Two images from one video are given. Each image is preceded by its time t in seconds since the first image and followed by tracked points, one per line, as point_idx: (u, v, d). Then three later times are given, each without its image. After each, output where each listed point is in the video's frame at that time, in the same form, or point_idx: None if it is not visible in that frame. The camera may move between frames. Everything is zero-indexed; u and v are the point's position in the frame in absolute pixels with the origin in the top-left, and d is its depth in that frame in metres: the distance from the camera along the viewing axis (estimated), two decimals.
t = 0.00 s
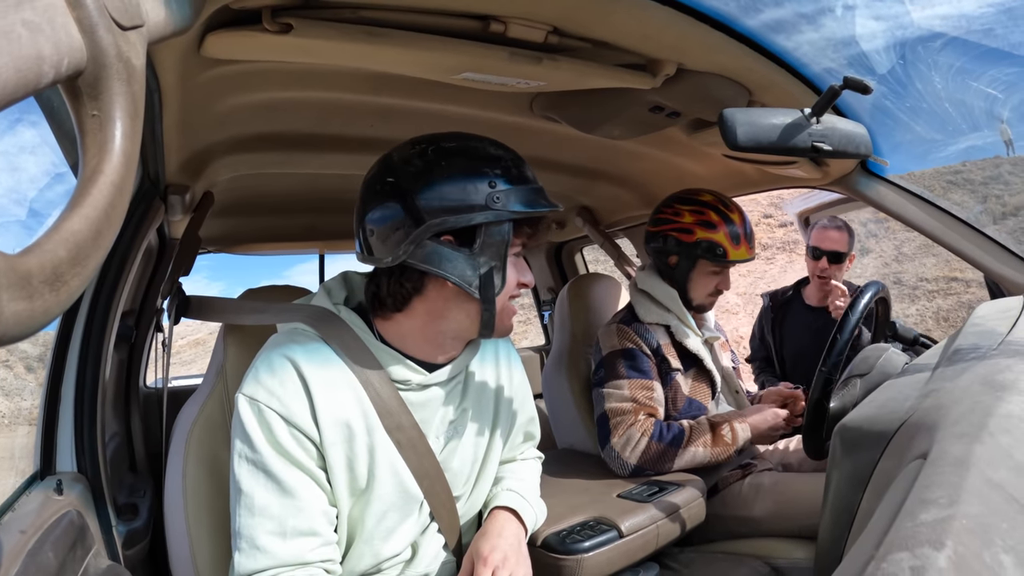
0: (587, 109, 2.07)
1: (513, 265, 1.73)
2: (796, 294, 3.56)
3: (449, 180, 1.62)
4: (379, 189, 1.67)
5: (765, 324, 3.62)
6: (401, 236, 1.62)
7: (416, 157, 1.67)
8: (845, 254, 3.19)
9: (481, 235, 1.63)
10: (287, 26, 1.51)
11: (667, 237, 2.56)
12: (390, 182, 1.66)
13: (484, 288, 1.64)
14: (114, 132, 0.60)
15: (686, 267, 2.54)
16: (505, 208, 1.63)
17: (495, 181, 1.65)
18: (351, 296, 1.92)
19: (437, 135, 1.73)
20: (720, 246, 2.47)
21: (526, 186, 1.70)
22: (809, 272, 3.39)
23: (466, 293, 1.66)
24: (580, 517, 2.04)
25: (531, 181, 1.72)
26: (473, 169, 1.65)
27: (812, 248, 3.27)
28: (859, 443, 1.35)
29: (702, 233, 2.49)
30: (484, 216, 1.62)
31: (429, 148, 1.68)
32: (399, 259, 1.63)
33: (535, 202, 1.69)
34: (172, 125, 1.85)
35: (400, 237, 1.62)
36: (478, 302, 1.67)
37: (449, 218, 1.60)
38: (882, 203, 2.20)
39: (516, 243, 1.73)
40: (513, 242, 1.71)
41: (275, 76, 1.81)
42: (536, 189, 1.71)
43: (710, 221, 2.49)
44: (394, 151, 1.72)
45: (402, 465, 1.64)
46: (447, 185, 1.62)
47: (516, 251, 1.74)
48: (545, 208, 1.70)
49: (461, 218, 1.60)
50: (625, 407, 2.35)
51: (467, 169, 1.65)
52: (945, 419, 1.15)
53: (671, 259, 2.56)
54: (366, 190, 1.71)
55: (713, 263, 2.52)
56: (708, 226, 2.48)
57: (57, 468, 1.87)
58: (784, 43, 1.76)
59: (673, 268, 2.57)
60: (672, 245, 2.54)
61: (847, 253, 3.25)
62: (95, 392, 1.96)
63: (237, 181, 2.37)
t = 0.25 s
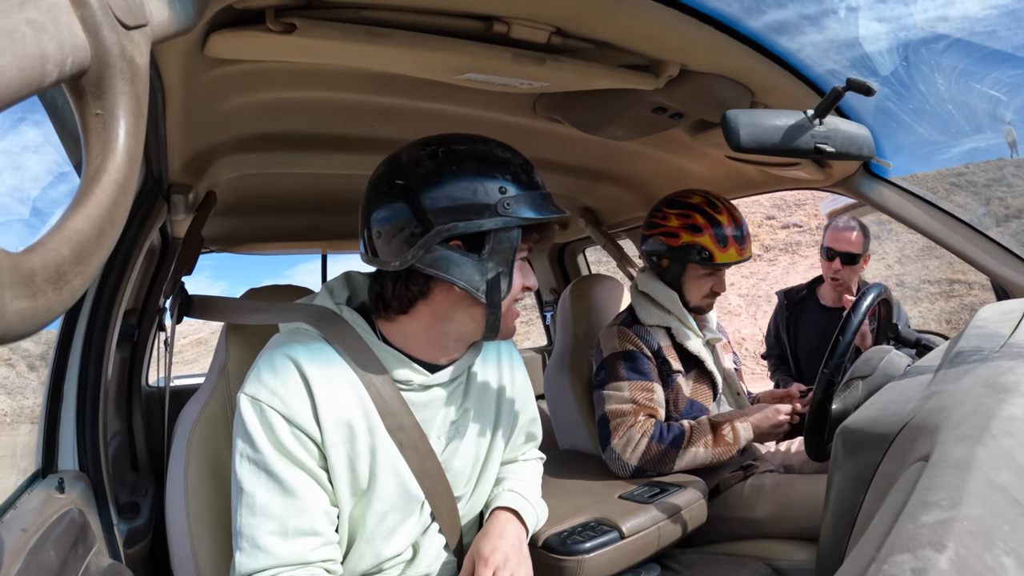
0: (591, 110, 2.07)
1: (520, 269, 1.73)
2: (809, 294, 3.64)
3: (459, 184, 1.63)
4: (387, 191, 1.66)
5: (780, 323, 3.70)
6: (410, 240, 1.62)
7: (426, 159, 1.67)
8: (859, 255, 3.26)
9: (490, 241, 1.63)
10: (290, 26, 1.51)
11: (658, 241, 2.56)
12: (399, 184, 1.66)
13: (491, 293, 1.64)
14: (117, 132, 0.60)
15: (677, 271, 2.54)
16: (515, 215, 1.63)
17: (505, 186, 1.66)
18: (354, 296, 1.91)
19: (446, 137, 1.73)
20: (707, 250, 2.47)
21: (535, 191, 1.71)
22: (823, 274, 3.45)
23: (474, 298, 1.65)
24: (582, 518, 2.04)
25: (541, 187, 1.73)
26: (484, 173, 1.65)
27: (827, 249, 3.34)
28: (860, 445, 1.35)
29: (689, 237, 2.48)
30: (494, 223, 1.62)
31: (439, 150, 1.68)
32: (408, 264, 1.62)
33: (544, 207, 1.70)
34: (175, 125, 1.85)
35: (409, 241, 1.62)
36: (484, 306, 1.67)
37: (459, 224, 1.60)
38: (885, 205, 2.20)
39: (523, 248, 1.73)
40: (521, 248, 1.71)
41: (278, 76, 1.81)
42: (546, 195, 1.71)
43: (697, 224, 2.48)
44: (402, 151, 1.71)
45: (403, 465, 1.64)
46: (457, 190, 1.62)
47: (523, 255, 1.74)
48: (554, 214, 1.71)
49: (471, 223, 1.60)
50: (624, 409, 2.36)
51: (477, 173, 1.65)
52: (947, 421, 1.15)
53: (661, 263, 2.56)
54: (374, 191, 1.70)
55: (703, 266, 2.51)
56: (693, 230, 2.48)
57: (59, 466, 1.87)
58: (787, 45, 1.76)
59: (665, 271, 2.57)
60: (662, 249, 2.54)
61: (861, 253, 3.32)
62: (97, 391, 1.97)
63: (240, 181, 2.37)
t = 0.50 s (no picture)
0: (593, 111, 2.07)
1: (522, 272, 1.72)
2: (813, 295, 3.69)
3: (463, 185, 1.63)
4: (390, 191, 1.66)
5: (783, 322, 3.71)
6: (413, 240, 1.62)
7: (430, 159, 1.67)
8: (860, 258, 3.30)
9: (493, 242, 1.63)
10: (293, 26, 1.51)
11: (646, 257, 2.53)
12: (402, 184, 1.65)
13: (493, 293, 1.64)
14: (120, 131, 0.61)
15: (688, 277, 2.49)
16: (519, 216, 1.64)
17: (509, 187, 1.66)
18: (355, 295, 1.91)
19: (450, 137, 1.73)
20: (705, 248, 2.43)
21: (539, 193, 1.71)
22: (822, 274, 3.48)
23: (476, 299, 1.66)
24: (582, 518, 2.04)
25: (544, 188, 1.73)
26: (488, 174, 1.66)
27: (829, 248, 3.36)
28: (861, 447, 1.35)
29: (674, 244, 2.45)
30: (498, 224, 1.62)
31: (443, 150, 1.68)
32: (410, 264, 1.62)
33: (547, 209, 1.70)
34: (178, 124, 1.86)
35: (412, 241, 1.62)
36: (486, 307, 1.68)
37: (463, 224, 1.60)
38: (887, 206, 2.20)
39: (526, 249, 1.73)
40: (524, 249, 1.71)
41: (281, 75, 1.81)
42: (550, 197, 1.72)
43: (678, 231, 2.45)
44: (406, 151, 1.71)
45: (404, 465, 1.64)
46: (460, 191, 1.62)
47: (525, 257, 1.74)
48: (557, 215, 1.71)
49: (475, 224, 1.61)
50: (610, 412, 2.36)
51: (482, 174, 1.66)
52: (948, 422, 1.15)
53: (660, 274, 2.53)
54: (377, 191, 1.70)
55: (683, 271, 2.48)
56: (665, 237, 2.46)
57: (60, 465, 1.87)
58: (790, 46, 1.76)
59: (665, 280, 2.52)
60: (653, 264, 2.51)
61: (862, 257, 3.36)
62: (98, 390, 1.97)
63: (242, 180, 2.38)
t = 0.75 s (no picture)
0: (594, 111, 2.07)
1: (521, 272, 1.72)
2: (812, 296, 3.66)
3: (462, 184, 1.63)
4: (390, 190, 1.66)
5: (781, 323, 3.70)
6: (412, 240, 1.62)
7: (430, 159, 1.67)
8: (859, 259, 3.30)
9: (492, 242, 1.63)
10: (294, 26, 1.52)
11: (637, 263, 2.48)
12: (402, 184, 1.66)
13: (491, 294, 1.64)
14: (121, 130, 0.61)
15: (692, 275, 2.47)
16: (517, 216, 1.64)
17: (509, 187, 1.66)
18: (356, 295, 1.91)
19: (452, 137, 1.73)
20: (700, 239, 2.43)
21: (539, 194, 1.70)
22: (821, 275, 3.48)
23: (473, 299, 1.66)
24: (583, 519, 2.04)
25: (545, 189, 1.73)
26: (488, 174, 1.66)
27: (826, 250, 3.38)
28: (862, 447, 1.35)
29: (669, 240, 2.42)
30: (496, 224, 1.62)
31: (443, 150, 1.68)
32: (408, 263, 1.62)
33: (547, 210, 1.69)
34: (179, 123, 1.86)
35: (411, 241, 1.62)
36: (484, 307, 1.67)
37: (462, 224, 1.60)
38: (888, 207, 2.19)
39: (525, 250, 1.73)
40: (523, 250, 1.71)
41: (282, 75, 1.81)
42: (550, 197, 1.71)
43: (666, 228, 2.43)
44: (407, 151, 1.71)
45: (404, 465, 1.64)
46: (460, 190, 1.62)
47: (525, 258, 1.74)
48: (557, 216, 1.71)
49: (473, 224, 1.61)
50: (616, 418, 2.30)
51: (483, 174, 1.66)
52: (949, 423, 1.15)
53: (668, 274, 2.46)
54: (377, 191, 1.70)
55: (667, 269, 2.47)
56: (646, 237, 2.46)
57: (61, 464, 1.87)
58: (790, 47, 1.76)
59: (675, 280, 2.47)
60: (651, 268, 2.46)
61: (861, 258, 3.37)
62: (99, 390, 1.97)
63: (243, 180, 2.38)
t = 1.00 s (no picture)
0: (597, 113, 2.07)
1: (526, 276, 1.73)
2: (824, 298, 3.68)
3: (469, 189, 1.63)
4: (397, 194, 1.66)
5: (793, 325, 3.69)
6: (418, 245, 1.62)
7: (438, 163, 1.67)
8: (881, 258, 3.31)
9: (499, 249, 1.64)
10: (299, 26, 1.52)
11: (658, 277, 2.41)
12: (409, 188, 1.65)
13: (497, 299, 1.65)
14: (126, 128, 0.61)
15: (713, 276, 2.42)
16: (525, 223, 1.64)
17: (517, 192, 1.66)
18: (359, 296, 1.92)
19: (459, 140, 1.72)
20: (725, 246, 2.35)
21: (547, 200, 1.71)
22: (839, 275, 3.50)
23: (478, 305, 1.67)
24: (585, 519, 2.04)
25: (553, 195, 1.73)
26: (496, 179, 1.66)
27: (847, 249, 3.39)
28: (864, 450, 1.34)
29: (692, 256, 2.35)
30: (504, 232, 1.62)
31: (451, 154, 1.68)
32: (414, 268, 1.63)
33: (553, 216, 1.69)
34: (183, 123, 1.86)
35: (417, 246, 1.62)
36: (489, 312, 1.68)
37: (469, 231, 1.60)
38: (891, 208, 2.23)
39: (531, 256, 1.73)
40: (530, 256, 1.72)
41: (286, 75, 1.81)
42: (558, 204, 1.72)
43: (689, 242, 2.34)
44: (414, 152, 1.71)
45: (405, 466, 1.64)
46: (467, 195, 1.62)
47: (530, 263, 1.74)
48: (565, 223, 1.71)
49: (481, 231, 1.61)
50: (648, 418, 2.23)
51: (491, 179, 1.66)
52: (951, 426, 1.15)
53: (691, 283, 2.41)
54: (384, 192, 1.70)
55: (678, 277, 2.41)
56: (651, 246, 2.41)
57: (63, 462, 1.88)
58: (795, 49, 1.76)
59: (697, 287, 2.42)
60: (672, 283, 2.40)
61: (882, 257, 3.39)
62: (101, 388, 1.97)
63: (247, 180, 2.38)
